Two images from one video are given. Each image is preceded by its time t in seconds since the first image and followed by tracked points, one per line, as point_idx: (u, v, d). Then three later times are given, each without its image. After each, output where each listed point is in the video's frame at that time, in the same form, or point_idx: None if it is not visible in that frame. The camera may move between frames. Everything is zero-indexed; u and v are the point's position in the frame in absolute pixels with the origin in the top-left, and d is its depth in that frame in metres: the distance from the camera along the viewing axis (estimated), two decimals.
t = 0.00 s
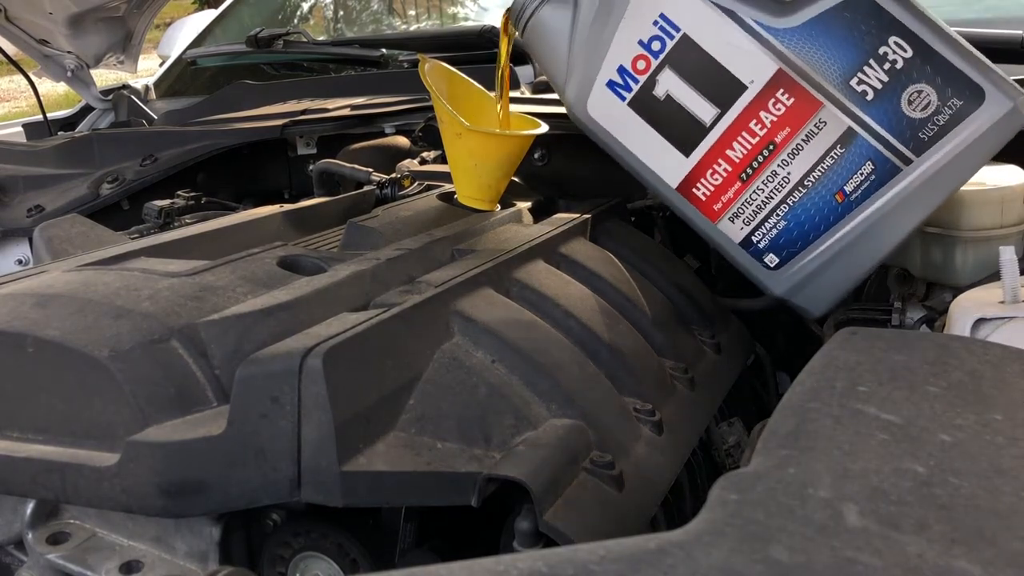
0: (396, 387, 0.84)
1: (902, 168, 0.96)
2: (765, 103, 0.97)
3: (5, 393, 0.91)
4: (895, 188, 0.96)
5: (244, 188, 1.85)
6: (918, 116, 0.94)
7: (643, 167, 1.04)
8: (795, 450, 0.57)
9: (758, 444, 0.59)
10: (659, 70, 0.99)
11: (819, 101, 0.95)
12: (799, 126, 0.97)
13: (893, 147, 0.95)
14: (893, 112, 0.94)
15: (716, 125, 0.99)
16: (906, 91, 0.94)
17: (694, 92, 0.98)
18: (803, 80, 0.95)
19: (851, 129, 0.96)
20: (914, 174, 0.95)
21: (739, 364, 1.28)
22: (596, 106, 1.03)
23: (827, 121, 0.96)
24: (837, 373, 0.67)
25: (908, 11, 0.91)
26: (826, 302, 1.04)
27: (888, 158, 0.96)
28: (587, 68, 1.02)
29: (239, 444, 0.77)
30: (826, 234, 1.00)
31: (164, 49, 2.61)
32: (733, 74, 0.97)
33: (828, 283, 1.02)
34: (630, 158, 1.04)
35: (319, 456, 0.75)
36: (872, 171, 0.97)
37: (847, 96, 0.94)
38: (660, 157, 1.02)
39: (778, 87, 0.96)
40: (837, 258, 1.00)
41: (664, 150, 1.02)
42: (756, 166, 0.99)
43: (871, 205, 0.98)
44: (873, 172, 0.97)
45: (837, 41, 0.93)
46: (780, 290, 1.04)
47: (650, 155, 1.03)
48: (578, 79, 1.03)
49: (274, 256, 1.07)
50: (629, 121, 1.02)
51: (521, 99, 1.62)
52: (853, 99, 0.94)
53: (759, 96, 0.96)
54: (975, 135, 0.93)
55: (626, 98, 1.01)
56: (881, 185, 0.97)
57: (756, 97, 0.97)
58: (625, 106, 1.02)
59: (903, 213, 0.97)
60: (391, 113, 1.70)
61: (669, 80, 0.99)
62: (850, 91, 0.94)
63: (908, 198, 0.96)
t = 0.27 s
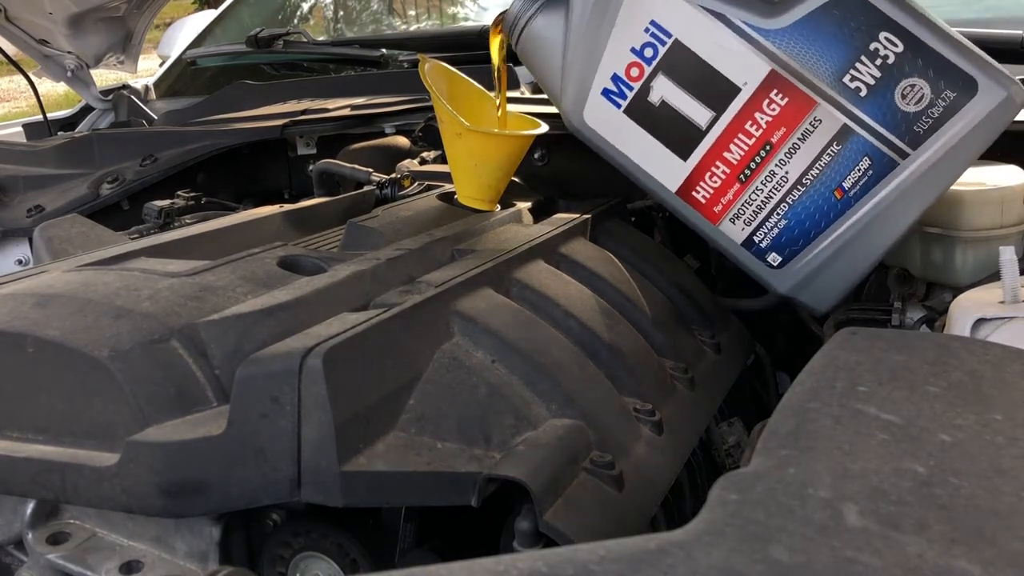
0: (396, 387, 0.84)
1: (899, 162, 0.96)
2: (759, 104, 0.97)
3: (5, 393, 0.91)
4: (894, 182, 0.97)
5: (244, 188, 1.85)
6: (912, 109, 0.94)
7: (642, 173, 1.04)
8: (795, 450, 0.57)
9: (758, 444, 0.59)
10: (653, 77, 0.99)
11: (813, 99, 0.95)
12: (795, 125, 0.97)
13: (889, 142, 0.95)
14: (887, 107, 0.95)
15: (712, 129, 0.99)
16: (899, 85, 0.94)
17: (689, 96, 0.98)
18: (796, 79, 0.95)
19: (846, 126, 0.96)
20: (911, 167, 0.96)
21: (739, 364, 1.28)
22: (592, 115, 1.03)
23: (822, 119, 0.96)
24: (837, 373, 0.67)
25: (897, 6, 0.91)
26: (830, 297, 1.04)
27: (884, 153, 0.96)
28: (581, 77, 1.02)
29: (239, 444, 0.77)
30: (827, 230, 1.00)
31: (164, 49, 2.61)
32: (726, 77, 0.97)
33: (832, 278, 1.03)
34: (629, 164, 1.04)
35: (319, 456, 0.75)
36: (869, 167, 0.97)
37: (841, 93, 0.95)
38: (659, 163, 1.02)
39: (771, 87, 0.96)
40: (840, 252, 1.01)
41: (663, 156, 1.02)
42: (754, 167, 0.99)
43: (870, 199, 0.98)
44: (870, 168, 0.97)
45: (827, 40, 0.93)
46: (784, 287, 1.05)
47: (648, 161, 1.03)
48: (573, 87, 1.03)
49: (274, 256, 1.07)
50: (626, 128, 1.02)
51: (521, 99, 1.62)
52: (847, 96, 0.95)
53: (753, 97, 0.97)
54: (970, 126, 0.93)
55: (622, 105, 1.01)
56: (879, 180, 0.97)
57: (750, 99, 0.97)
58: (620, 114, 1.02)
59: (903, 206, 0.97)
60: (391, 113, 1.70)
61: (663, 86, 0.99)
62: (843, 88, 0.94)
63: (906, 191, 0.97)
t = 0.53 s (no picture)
0: (396, 387, 0.84)
1: (908, 152, 0.95)
2: (764, 99, 0.96)
3: (5, 393, 0.90)
4: (903, 171, 0.96)
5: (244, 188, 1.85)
6: (918, 98, 0.94)
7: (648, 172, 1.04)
8: (795, 450, 0.57)
9: (759, 444, 0.59)
10: (656, 76, 0.99)
11: (818, 92, 0.95)
12: (800, 119, 0.96)
13: (896, 132, 0.95)
14: (893, 98, 0.94)
15: (717, 126, 0.98)
16: (904, 74, 0.93)
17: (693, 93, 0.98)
18: (800, 73, 0.95)
19: (852, 118, 0.95)
20: (920, 156, 0.95)
21: (739, 364, 1.28)
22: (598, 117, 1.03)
23: (828, 112, 0.95)
24: (837, 373, 0.67)
25: None
26: (843, 290, 1.03)
27: (892, 143, 0.95)
28: (585, 78, 1.02)
29: (239, 444, 0.77)
30: (838, 223, 1.00)
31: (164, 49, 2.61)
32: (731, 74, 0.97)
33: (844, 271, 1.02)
34: (635, 165, 1.04)
35: (319, 455, 0.75)
36: (877, 158, 0.96)
37: (846, 85, 0.94)
38: (665, 162, 1.02)
39: (775, 82, 0.96)
40: (852, 245, 1.00)
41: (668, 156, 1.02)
42: (761, 162, 0.99)
43: (880, 190, 0.97)
44: (879, 159, 0.96)
45: (829, 32, 0.93)
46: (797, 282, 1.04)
47: (655, 161, 1.03)
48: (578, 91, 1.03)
49: (274, 256, 1.07)
50: (630, 129, 1.02)
51: (521, 99, 1.62)
52: (852, 88, 0.94)
53: (757, 92, 0.96)
54: (978, 112, 0.93)
55: (625, 106, 1.01)
56: (888, 171, 0.96)
57: (755, 94, 0.96)
58: (625, 115, 1.02)
59: (914, 196, 0.97)
60: (391, 113, 1.70)
61: (667, 85, 0.99)
62: (848, 79, 0.94)
63: (916, 180, 0.96)
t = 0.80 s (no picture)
0: (396, 387, 0.84)
1: (919, 126, 0.94)
2: (772, 75, 0.96)
3: (5, 393, 0.90)
4: (914, 145, 0.95)
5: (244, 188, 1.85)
6: (929, 71, 0.93)
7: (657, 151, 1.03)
8: (795, 450, 0.57)
9: (758, 444, 0.59)
10: (663, 53, 0.98)
11: (827, 67, 0.94)
12: (810, 95, 0.96)
13: (907, 106, 0.94)
14: (903, 71, 0.93)
15: (726, 102, 0.98)
16: (916, 47, 0.92)
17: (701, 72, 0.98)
18: (808, 48, 0.94)
19: (862, 92, 0.94)
20: (932, 130, 0.94)
21: (739, 364, 1.28)
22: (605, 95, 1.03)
23: (838, 87, 0.95)
24: (837, 374, 0.67)
25: None
26: (855, 268, 1.02)
27: (903, 118, 0.95)
28: (592, 57, 1.02)
29: (239, 444, 0.77)
30: (849, 199, 0.99)
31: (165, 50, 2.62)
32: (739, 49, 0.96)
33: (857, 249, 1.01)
34: (645, 144, 1.03)
35: (319, 455, 0.75)
36: (888, 132, 0.95)
37: (855, 59, 0.93)
38: (675, 140, 1.02)
39: (784, 57, 0.95)
40: (864, 221, 0.99)
41: (677, 134, 1.01)
42: (770, 138, 0.98)
43: (892, 165, 0.96)
44: (889, 133, 0.95)
45: (838, 5, 0.92)
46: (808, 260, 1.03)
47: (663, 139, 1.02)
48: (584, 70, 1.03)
49: (274, 256, 1.07)
50: (638, 107, 1.02)
51: (521, 99, 1.62)
52: (861, 62, 0.93)
53: (766, 67, 0.95)
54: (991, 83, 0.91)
55: (633, 84, 1.01)
56: (899, 145, 0.95)
57: (764, 70, 0.96)
58: (633, 93, 1.01)
59: (926, 170, 0.96)
60: (392, 113, 1.70)
61: (674, 62, 0.98)
62: (857, 54, 0.93)
63: (929, 154, 0.95)
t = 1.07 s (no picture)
0: (396, 387, 0.84)
1: (926, 125, 0.94)
2: (777, 77, 0.96)
3: (5, 393, 0.90)
4: (922, 144, 0.95)
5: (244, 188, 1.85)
6: (934, 70, 0.93)
7: (662, 155, 1.03)
8: (795, 450, 0.57)
9: (758, 444, 0.59)
10: (667, 57, 0.98)
11: (832, 67, 0.94)
12: (815, 96, 0.96)
13: (912, 105, 0.94)
14: (908, 71, 0.93)
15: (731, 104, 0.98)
16: (920, 46, 0.92)
17: (704, 74, 0.98)
18: (813, 49, 0.94)
19: (867, 93, 0.94)
20: (938, 128, 0.94)
21: (739, 364, 1.28)
22: (609, 99, 1.03)
23: (843, 87, 0.95)
24: (837, 374, 0.67)
25: None
26: (864, 268, 1.02)
27: (909, 117, 0.95)
28: (596, 61, 1.02)
29: (238, 444, 0.77)
30: (857, 199, 0.99)
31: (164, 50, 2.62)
32: (743, 52, 0.96)
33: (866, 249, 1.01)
34: (647, 146, 1.04)
35: (319, 455, 0.75)
36: (895, 132, 0.95)
37: (860, 59, 0.93)
38: (679, 144, 1.02)
39: (789, 59, 0.95)
40: (872, 221, 0.99)
41: (683, 138, 1.01)
42: (777, 140, 0.98)
43: (899, 164, 0.96)
44: (896, 132, 0.95)
45: (842, 6, 0.92)
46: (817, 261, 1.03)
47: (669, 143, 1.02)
48: (588, 75, 1.03)
49: (274, 256, 1.07)
50: (643, 111, 1.02)
51: (521, 99, 1.62)
52: (866, 62, 0.93)
53: (771, 69, 0.95)
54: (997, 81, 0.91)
55: (637, 89, 1.01)
56: (906, 145, 0.95)
57: (769, 71, 0.96)
58: (637, 97, 1.01)
59: (932, 169, 0.95)
60: (392, 113, 1.70)
61: (678, 65, 0.98)
62: (862, 54, 0.93)
63: (936, 153, 0.95)
